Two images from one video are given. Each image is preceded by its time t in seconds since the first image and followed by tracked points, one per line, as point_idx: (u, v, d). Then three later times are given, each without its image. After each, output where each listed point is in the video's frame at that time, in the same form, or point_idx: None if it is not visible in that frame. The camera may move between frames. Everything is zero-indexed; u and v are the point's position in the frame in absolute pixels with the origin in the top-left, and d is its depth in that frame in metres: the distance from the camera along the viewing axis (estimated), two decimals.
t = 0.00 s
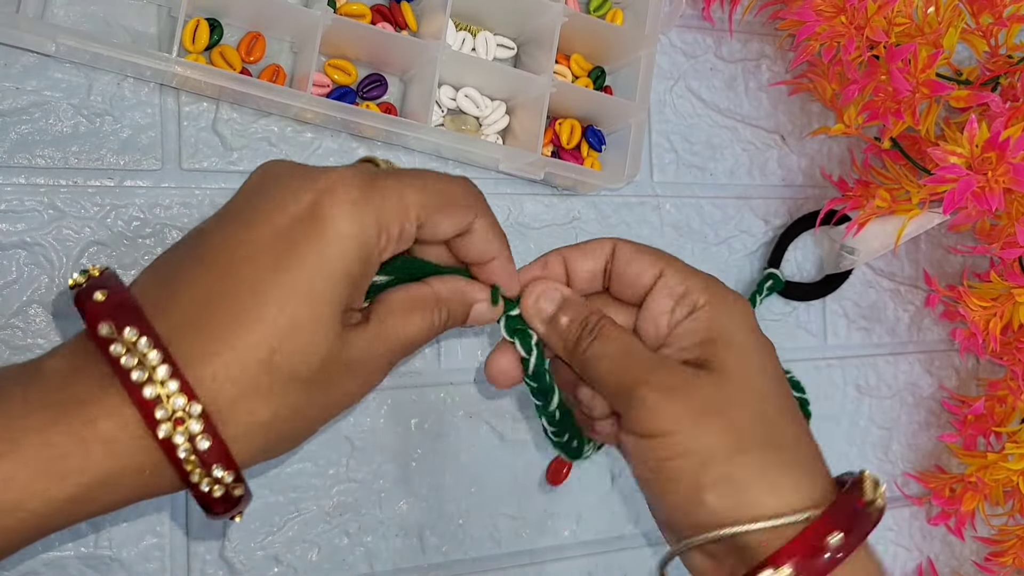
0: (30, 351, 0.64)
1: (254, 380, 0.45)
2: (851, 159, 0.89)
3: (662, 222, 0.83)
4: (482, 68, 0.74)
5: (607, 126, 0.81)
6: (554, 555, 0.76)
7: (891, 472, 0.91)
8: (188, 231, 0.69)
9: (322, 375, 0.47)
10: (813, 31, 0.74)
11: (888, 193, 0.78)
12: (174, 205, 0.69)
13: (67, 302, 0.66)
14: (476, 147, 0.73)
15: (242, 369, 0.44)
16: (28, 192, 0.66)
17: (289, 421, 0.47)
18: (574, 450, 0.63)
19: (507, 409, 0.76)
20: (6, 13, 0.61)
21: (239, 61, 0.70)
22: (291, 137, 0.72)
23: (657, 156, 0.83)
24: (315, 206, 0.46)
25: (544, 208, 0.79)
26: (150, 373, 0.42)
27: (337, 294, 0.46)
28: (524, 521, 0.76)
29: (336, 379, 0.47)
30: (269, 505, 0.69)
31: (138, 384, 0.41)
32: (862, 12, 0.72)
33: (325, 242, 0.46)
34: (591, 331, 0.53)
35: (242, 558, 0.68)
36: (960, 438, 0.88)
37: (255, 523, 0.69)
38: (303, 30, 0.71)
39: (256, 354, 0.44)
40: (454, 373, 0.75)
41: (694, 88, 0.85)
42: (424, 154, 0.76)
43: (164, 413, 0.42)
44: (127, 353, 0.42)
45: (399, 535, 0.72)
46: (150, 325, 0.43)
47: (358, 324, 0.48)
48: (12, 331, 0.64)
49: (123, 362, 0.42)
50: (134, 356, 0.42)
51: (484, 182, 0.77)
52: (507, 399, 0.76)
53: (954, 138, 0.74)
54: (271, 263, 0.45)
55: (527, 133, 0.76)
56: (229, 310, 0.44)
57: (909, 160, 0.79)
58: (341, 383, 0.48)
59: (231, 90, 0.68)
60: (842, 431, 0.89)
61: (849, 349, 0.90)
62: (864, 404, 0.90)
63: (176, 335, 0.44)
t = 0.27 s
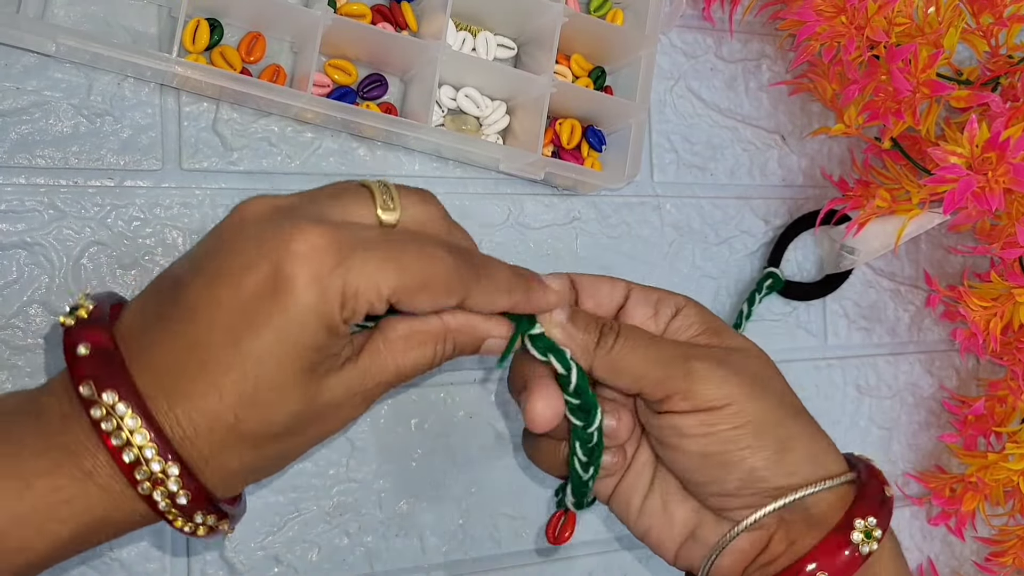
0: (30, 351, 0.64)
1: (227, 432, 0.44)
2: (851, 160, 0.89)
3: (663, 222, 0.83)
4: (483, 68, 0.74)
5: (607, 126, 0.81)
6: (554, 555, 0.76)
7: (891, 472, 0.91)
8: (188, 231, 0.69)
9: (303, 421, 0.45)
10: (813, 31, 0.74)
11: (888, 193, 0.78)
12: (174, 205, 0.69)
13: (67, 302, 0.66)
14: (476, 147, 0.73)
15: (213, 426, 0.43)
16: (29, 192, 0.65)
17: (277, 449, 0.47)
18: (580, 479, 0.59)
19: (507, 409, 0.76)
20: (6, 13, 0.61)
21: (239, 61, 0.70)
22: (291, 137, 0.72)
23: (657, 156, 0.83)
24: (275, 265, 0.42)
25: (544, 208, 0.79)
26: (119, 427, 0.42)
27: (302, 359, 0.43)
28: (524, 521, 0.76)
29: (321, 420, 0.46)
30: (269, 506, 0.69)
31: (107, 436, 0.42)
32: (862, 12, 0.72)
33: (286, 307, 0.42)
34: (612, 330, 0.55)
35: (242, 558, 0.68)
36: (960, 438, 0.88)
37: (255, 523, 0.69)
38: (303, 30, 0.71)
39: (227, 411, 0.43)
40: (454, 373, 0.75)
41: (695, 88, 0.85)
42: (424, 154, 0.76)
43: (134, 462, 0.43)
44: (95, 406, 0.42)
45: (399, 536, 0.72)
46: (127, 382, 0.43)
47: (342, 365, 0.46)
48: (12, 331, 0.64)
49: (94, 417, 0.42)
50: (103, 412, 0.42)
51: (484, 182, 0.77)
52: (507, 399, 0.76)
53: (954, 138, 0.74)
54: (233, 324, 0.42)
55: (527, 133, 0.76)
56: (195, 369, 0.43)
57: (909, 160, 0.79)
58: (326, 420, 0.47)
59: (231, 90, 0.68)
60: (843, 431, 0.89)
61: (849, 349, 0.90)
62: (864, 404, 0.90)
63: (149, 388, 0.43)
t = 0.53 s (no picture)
0: (30, 351, 0.64)
1: (258, 361, 0.41)
2: (851, 160, 0.89)
3: (663, 222, 0.83)
4: (483, 68, 0.74)
5: (607, 127, 0.81)
6: (554, 555, 0.76)
7: (891, 472, 0.90)
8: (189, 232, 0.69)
9: (326, 338, 0.43)
10: (814, 30, 0.74)
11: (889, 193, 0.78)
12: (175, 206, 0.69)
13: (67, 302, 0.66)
14: (477, 147, 0.73)
15: (238, 339, 0.40)
16: (29, 193, 0.66)
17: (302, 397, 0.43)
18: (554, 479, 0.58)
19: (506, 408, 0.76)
20: (7, 13, 0.62)
21: (239, 61, 0.70)
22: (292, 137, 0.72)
23: (657, 156, 0.84)
24: (273, 178, 0.44)
25: (544, 208, 0.79)
26: (131, 337, 0.37)
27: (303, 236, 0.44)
28: (524, 522, 0.76)
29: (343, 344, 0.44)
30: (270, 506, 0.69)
31: (145, 375, 0.37)
32: (862, 12, 0.72)
33: (292, 206, 0.44)
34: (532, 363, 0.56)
35: (242, 558, 0.68)
36: (960, 438, 0.88)
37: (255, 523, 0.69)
38: (303, 30, 0.71)
39: (249, 323, 0.41)
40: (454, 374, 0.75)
41: (695, 88, 0.85)
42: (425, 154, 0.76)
43: (180, 403, 0.37)
44: (123, 341, 0.37)
45: (399, 536, 0.72)
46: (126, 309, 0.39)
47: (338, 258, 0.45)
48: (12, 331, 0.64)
49: (122, 352, 0.37)
50: (136, 346, 0.37)
51: (484, 182, 0.77)
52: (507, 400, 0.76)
53: (954, 138, 0.74)
54: (242, 238, 0.42)
55: (527, 134, 0.76)
56: (209, 285, 0.41)
57: (909, 160, 0.79)
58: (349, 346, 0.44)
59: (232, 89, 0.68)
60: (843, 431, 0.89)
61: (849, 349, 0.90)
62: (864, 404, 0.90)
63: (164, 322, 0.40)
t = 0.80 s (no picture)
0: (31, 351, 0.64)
1: (225, 295, 0.41)
2: (851, 160, 0.89)
3: (663, 222, 0.83)
4: (483, 68, 0.74)
5: (607, 127, 0.81)
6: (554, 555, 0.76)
7: (891, 472, 0.90)
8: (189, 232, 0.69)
9: (292, 290, 0.43)
10: (814, 31, 0.74)
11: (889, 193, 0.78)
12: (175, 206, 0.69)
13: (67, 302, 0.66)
14: (477, 147, 0.73)
15: (201, 281, 0.40)
16: (29, 193, 0.66)
17: (261, 352, 0.43)
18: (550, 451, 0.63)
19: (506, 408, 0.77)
20: (7, 14, 0.62)
21: (239, 61, 0.70)
22: (292, 137, 0.72)
23: (657, 156, 0.84)
24: (239, 161, 0.48)
25: (545, 208, 0.79)
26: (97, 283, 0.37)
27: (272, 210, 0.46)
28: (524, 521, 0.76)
29: (310, 300, 0.44)
30: (270, 506, 0.69)
31: (89, 298, 0.36)
32: (862, 12, 0.72)
33: (254, 184, 0.47)
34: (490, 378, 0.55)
35: (243, 558, 0.68)
36: (960, 438, 0.88)
37: (255, 523, 0.69)
38: (304, 30, 0.71)
39: (212, 268, 0.41)
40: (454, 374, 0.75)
41: (695, 88, 0.85)
42: (425, 153, 0.76)
43: (126, 317, 0.36)
44: (66, 275, 0.37)
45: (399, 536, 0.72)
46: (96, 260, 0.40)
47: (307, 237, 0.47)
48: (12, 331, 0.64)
49: (68, 284, 0.37)
50: (79, 274, 0.37)
51: (484, 183, 0.77)
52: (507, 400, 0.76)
53: (954, 138, 0.74)
54: (206, 200, 0.44)
55: (527, 134, 0.76)
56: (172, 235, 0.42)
57: (909, 160, 0.79)
58: (317, 304, 0.44)
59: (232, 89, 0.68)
60: (843, 431, 0.89)
61: (849, 349, 0.90)
62: (865, 404, 0.90)
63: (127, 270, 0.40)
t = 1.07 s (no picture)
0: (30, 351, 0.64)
1: (226, 326, 0.41)
2: (851, 160, 0.89)
3: (663, 222, 0.83)
4: (483, 68, 0.74)
5: (606, 127, 0.81)
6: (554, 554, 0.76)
7: (891, 472, 0.91)
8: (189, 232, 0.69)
9: (298, 316, 0.43)
10: (814, 30, 0.74)
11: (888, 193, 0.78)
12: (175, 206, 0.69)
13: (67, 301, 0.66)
14: (477, 147, 0.73)
15: (205, 311, 0.40)
16: (29, 192, 0.65)
17: (266, 384, 0.43)
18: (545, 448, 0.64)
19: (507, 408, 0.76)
20: (7, 13, 0.62)
21: (239, 61, 0.70)
22: (292, 137, 0.72)
23: (657, 156, 0.84)
24: (245, 178, 0.47)
25: (544, 208, 0.79)
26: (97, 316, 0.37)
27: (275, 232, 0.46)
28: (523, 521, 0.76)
29: (315, 324, 0.44)
30: (270, 505, 0.69)
31: (88, 331, 0.36)
32: (862, 12, 0.72)
33: (261, 205, 0.47)
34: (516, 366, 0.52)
35: (243, 558, 0.68)
36: (960, 438, 0.88)
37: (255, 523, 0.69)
38: (303, 30, 0.71)
39: (216, 297, 0.41)
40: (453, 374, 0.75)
41: (695, 88, 0.85)
42: (425, 153, 0.76)
43: (125, 354, 0.36)
44: (66, 305, 0.37)
45: (399, 536, 0.72)
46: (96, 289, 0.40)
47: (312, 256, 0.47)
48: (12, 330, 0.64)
49: (68, 316, 0.37)
50: (79, 306, 0.37)
51: (484, 183, 0.77)
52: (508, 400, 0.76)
53: (954, 138, 0.74)
54: (209, 220, 0.44)
55: (527, 134, 0.76)
56: (175, 261, 0.41)
57: (908, 160, 0.79)
58: (322, 328, 0.44)
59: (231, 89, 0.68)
60: (843, 431, 0.89)
61: (849, 349, 0.90)
62: (864, 404, 0.90)
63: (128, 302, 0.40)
